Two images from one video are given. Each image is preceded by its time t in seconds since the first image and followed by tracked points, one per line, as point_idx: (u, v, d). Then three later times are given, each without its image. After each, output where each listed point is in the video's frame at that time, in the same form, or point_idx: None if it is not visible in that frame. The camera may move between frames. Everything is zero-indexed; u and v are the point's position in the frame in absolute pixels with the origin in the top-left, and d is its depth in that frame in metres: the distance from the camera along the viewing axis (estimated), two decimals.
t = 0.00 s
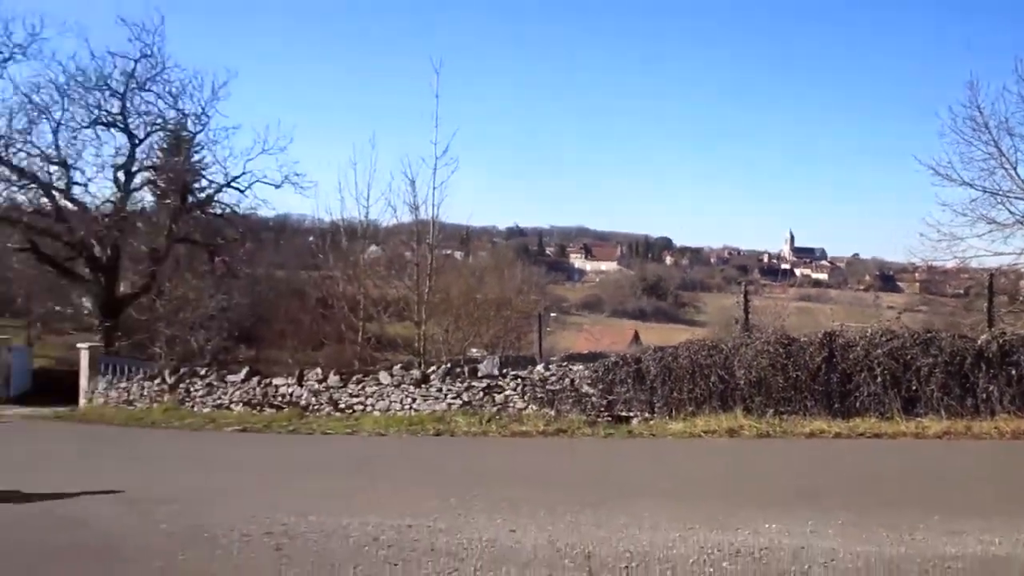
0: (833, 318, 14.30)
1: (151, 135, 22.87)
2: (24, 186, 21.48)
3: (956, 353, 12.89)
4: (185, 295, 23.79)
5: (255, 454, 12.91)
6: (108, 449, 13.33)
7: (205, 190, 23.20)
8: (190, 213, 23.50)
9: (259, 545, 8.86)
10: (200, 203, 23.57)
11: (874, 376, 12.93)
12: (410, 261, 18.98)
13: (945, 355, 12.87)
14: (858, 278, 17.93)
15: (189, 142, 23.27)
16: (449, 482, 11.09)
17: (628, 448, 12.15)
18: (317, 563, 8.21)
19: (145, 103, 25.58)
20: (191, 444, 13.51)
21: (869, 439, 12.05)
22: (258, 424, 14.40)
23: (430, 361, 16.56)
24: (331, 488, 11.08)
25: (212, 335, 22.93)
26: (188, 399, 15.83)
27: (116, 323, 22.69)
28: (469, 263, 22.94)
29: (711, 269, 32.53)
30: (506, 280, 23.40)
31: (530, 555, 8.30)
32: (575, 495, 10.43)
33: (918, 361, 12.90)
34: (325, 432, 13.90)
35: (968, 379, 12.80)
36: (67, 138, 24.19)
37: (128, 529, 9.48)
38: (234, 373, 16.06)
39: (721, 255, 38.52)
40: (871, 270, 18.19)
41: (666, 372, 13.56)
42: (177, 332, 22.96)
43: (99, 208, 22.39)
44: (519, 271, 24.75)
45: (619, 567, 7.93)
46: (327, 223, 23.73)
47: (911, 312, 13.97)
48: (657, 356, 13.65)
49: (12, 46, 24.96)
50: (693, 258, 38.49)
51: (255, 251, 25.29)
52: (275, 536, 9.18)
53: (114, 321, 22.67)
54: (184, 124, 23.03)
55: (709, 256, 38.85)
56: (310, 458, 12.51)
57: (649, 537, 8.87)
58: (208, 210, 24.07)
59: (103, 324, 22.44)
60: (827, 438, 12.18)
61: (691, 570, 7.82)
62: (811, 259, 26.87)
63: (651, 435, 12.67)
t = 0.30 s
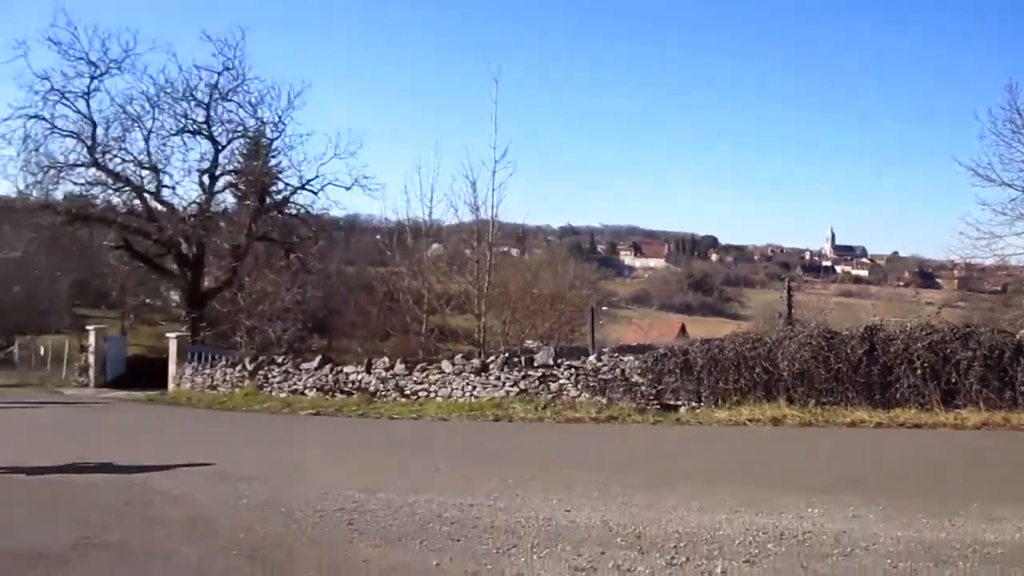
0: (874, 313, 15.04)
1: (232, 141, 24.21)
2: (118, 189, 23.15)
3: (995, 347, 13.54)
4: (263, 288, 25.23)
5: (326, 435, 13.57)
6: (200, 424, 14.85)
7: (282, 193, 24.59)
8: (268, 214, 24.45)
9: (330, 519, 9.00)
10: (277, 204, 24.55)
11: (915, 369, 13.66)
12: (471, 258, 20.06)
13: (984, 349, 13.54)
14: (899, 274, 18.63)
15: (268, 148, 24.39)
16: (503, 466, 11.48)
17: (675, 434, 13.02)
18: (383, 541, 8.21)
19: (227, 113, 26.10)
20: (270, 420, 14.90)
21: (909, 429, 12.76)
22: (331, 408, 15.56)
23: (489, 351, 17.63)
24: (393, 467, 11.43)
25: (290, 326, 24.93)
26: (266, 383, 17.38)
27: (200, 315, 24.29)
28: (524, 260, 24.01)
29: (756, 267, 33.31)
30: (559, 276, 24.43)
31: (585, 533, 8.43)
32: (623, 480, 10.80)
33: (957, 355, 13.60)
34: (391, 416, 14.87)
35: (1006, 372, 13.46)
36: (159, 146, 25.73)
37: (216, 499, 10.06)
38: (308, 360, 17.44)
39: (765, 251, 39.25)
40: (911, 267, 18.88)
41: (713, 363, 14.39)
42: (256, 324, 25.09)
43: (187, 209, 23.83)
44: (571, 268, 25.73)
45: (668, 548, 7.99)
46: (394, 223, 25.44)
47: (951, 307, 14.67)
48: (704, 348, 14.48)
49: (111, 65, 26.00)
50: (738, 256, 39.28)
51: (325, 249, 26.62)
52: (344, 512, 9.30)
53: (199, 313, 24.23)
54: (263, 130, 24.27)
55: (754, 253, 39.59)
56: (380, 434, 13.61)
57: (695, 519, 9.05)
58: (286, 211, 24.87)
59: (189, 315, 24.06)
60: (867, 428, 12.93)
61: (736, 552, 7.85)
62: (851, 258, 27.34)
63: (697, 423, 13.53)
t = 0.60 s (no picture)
0: (912, 316, 15.48)
1: (296, 152, 25.42)
2: (191, 197, 24.64)
3: None
4: (324, 290, 25.68)
5: (384, 426, 14.13)
6: (265, 416, 15.75)
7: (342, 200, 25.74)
8: (328, 221, 25.66)
9: (394, 491, 9.33)
10: (337, 211, 25.75)
11: (954, 370, 14.10)
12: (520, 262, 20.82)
13: None
14: (937, 278, 19.02)
15: (329, 158, 25.58)
16: (547, 462, 10.82)
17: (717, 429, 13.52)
18: (442, 498, 8.99)
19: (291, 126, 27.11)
20: (332, 413, 15.90)
21: (948, 429, 13.16)
22: (388, 404, 16.42)
23: (538, 351, 18.34)
24: (437, 463, 10.91)
25: (348, 326, 25.07)
26: (327, 380, 18.45)
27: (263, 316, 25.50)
28: (571, 263, 24.71)
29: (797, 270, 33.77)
30: (606, 279, 25.12)
31: (630, 527, 7.70)
32: (669, 474, 10.03)
33: (996, 358, 14.00)
34: (444, 412, 15.61)
35: None
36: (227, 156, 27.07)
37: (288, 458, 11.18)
38: (366, 359, 18.45)
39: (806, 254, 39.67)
40: (950, 271, 19.26)
41: (754, 363, 14.90)
42: (318, 324, 25.13)
43: (253, 216, 25.09)
44: (616, 271, 26.46)
45: (711, 541, 7.24)
46: (447, 228, 26.34)
47: (990, 311, 15.05)
48: (745, 349, 15.00)
49: (185, 81, 27.21)
50: (780, 259, 39.76)
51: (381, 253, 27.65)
52: (412, 485, 9.66)
53: (264, 313, 25.55)
54: (324, 141, 25.47)
55: (795, 256, 40.01)
56: (436, 423, 14.45)
57: (741, 513, 8.15)
58: (345, 217, 26.15)
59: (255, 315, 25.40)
60: (907, 427, 13.35)
61: (778, 546, 7.07)
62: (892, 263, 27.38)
63: (739, 421, 14.02)
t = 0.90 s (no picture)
0: (981, 317, 15.14)
1: (358, 155, 25.93)
2: (258, 199, 25.44)
3: None
4: (386, 290, 26.64)
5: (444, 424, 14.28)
6: (327, 412, 16.08)
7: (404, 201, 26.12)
8: (390, 222, 25.98)
9: (456, 487, 9.55)
10: (399, 212, 26.10)
11: None
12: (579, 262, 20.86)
13: None
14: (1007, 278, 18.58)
15: (390, 160, 26.03)
16: (608, 459, 10.93)
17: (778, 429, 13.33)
18: (502, 495, 9.17)
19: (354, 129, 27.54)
20: (394, 410, 16.20)
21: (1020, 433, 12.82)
22: (447, 402, 16.61)
23: (597, 351, 18.38)
24: (498, 460, 11.10)
25: (410, 325, 26.61)
26: (389, 377, 18.85)
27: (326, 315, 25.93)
28: (629, 264, 24.73)
29: (859, 271, 33.26)
30: (665, 279, 25.07)
31: (690, 526, 7.78)
32: (729, 472, 10.06)
33: None
34: (502, 410, 15.73)
35: None
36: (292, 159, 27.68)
37: (351, 454, 11.50)
38: (427, 357, 18.76)
39: (869, 254, 39.00)
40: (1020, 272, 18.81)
41: (817, 363, 14.65)
42: (380, 323, 26.65)
43: (317, 218, 25.70)
44: (675, 271, 26.39)
45: (774, 543, 7.25)
46: (506, 229, 26.53)
47: None
48: (807, 350, 14.74)
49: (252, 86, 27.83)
50: (842, 259, 39.21)
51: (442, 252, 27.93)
52: (473, 481, 9.86)
53: (329, 311, 26.05)
54: (386, 144, 25.92)
55: (858, 255, 39.41)
56: (496, 420, 14.61)
57: (803, 515, 8.12)
58: (406, 217, 26.37)
59: (319, 315, 25.89)
60: (978, 432, 13.04)
61: (842, 549, 7.04)
62: (958, 263, 26.88)
63: (801, 423, 13.80)
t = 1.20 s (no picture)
0: None
1: (409, 156, 26.14)
2: (311, 201, 25.80)
3: None
4: (436, 289, 27.22)
5: (494, 423, 14.31)
6: (379, 411, 16.21)
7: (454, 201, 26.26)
8: (440, 222, 26.11)
9: (507, 487, 9.56)
10: (449, 213, 26.19)
11: None
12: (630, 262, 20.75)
13: None
14: None
15: (441, 161, 26.20)
16: (660, 461, 10.85)
17: (835, 432, 13.02)
18: (554, 495, 9.18)
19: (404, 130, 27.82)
20: (444, 409, 16.29)
21: None
22: (497, 402, 16.63)
23: (648, 352, 18.28)
24: (549, 460, 11.07)
25: (461, 325, 27.01)
26: (440, 377, 19.04)
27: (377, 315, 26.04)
28: (681, 265, 24.55)
29: (918, 271, 32.55)
30: (717, 280, 24.83)
31: (745, 530, 7.68)
32: (785, 475, 9.91)
33: None
34: (553, 410, 15.67)
35: None
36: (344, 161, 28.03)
37: (403, 452, 11.58)
38: (477, 357, 18.87)
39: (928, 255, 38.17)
40: None
41: (875, 364, 14.27)
42: (431, 323, 27.22)
43: (368, 219, 25.93)
44: (727, 272, 26.11)
45: (831, 547, 7.14)
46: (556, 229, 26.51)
47: None
48: (865, 352, 14.40)
49: (306, 89, 28.20)
50: (900, 260, 38.44)
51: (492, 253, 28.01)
52: (524, 481, 9.87)
53: (380, 311, 26.16)
54: (437, 145, 26.11)
55: (917, 255, 38.58)
56: (546, 420, 14.58)
57: (862, 520, 7.96)
58: (457, 218, 26.51)
59: (370, 314, 26.02)
60: None
61: (903, 556, 6.90)
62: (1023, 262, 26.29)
63: (858, 426, 13.45)
